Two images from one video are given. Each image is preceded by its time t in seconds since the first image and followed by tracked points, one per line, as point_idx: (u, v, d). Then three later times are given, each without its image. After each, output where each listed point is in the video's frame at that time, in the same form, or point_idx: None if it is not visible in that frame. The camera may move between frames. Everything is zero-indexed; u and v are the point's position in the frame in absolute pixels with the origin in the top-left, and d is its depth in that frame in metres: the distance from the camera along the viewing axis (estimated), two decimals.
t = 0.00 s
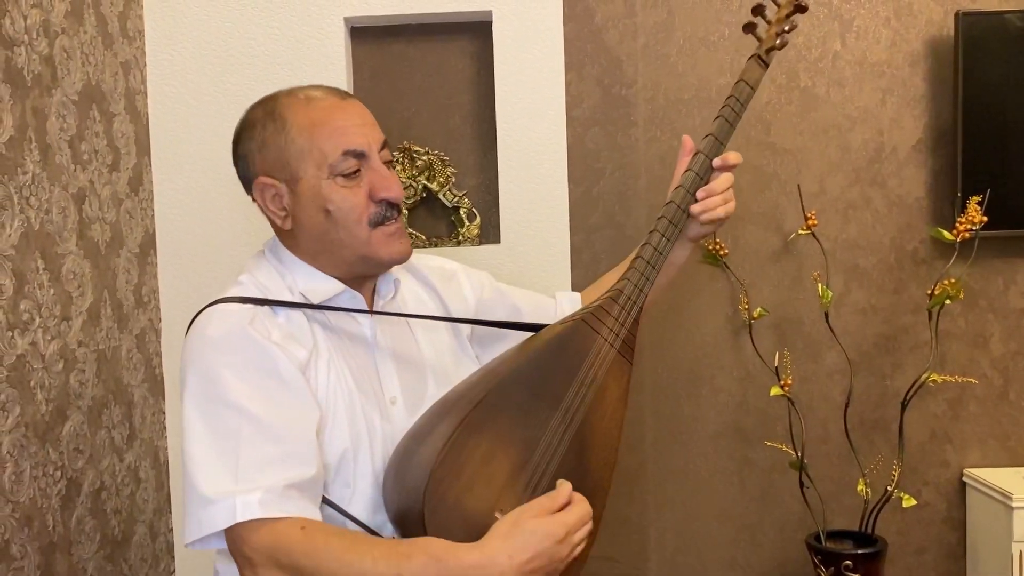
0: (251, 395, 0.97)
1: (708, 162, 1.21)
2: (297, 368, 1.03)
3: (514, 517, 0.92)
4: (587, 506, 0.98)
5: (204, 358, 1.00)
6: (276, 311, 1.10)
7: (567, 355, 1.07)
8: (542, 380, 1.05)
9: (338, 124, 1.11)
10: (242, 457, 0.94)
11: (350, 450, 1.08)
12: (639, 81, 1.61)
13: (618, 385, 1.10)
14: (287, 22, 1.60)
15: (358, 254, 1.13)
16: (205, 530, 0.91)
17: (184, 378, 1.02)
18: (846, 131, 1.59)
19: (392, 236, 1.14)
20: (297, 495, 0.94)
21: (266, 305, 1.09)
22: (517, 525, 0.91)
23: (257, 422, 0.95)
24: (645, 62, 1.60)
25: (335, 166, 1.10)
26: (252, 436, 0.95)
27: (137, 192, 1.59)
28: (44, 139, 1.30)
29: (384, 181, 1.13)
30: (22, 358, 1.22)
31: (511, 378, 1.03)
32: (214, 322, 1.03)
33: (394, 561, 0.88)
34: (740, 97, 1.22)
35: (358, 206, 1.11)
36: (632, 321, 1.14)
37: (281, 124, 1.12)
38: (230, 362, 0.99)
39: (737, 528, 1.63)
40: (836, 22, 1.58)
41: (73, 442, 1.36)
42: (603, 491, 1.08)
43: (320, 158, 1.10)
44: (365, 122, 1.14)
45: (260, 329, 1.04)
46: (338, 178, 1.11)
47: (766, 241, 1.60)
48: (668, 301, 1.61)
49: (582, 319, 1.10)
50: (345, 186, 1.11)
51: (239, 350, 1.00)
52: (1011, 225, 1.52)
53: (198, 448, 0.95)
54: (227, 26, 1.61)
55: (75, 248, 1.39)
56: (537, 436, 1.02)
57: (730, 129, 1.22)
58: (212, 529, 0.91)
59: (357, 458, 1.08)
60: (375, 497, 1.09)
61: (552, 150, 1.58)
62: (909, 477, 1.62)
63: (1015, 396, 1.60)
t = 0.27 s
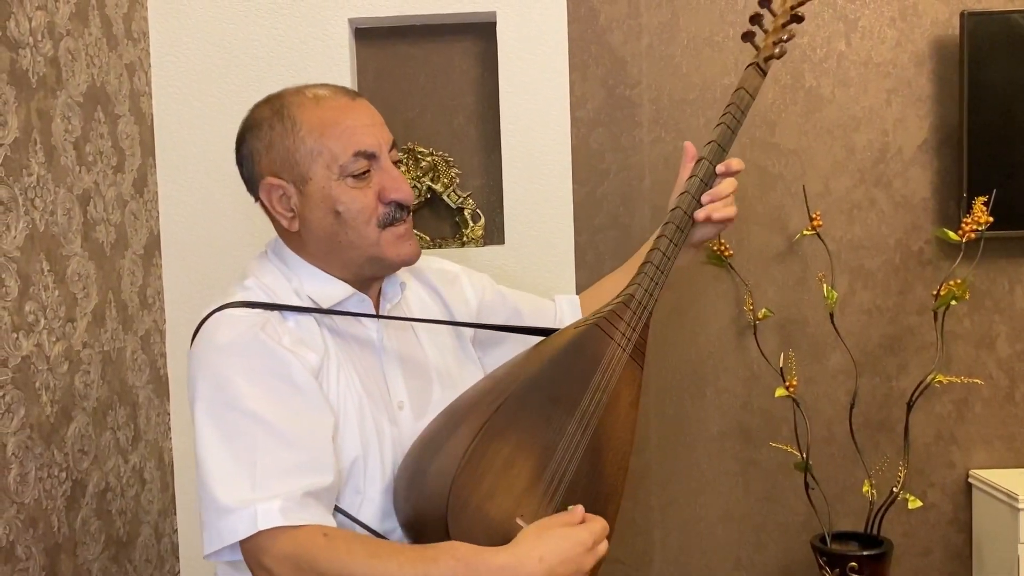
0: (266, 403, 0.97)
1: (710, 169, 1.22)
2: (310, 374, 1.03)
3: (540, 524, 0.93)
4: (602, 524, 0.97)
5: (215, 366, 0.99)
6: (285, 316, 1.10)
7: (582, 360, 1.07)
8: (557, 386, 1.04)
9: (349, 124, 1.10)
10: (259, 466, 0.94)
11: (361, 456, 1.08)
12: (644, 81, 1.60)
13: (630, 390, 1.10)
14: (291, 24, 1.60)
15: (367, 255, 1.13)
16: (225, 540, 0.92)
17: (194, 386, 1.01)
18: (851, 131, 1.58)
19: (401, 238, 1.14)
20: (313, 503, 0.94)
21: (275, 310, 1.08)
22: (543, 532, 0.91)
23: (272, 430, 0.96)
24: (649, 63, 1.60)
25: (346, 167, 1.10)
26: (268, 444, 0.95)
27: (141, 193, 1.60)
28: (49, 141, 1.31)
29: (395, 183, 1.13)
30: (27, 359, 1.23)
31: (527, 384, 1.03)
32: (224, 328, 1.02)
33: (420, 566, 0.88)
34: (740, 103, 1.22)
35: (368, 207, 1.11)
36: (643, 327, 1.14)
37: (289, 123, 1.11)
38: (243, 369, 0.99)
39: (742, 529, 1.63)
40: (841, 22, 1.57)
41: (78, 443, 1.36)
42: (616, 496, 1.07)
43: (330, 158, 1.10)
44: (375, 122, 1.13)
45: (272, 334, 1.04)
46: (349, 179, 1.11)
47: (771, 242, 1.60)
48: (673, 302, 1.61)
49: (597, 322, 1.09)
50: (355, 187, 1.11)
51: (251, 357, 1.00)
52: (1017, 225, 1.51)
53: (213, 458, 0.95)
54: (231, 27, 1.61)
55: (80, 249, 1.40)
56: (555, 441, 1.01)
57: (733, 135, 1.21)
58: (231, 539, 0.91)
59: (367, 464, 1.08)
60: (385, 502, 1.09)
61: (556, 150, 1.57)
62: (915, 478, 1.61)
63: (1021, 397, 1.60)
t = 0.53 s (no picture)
0: (277, 395, 0.97)
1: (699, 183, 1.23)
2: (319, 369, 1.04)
3: (534, 483, 0.93)
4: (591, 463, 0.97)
5: (226, 356, 0.99)
6: (293, 314, 1.10)
7: (583, 354, 1.07)
8: (560, 378, 1.04)
9: (361, 128, 1.11)
10: (270, 455, 0.94)
11: (365, 453, 1.08)
12: (645, 82, 1.60)
13: (630, 384, 1.09)
14: (292, 26, 1.60)
15: (375, 256, 1.12)
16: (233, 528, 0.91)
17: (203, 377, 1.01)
18: (853, 132, 1.58)
19: (409, 241, 1.14)
20: (322, 495, 0.94)
21: (285, 306, 1.08)
22: (540, 497, 0.92)
23: (283, 422, 0.96)
24: (650, 64, 1.60)
25: (357, 168, 1.10)
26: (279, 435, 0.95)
27: (142, 195, 1.60)
28: (49, 144, 1.31)
29: (404, 186, 1.13)
30: (27, 361, 1.23)
31: (531, 376, 1.03)
32: (235, 321, 1.02)
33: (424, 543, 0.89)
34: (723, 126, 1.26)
35: (377, 209, 1.11)
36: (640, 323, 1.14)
37: (303, 124, 1.11)
38: (255, 361, 0.99)
39: (744, 530, 1.63)
40: (842, 23, 1.57)
41: (79, 445, 1.36)
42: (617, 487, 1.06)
43: (341, 160, 1.10)
44: (387, 127, 1.14)
45: (283, 329, 1.04)
46: (359, 180, 1.10)
47: (772, 243, 1.59)
48: (675, 303, 1.60)
49: (593, 318, 1.10)
50: (366, 189, 1.11)
51: (263, 349, 1.00)
52: (1019, 226, 1.51)
53: (223, 447, 0.94)
54: (232, 28, 1.61)
55: (80, 252, 1.40)
56: (558, 428, 1.01)
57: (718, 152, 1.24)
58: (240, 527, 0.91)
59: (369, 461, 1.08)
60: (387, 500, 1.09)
61: (556, 150, 1.57)
62: (917, 480, 1.61)
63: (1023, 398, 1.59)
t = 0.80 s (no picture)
0: (299, 365, 0.97)
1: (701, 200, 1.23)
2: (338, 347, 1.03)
3: (555, 457, 0.91)
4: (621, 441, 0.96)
5: (249, 327, 0.99)
6: (312, 295, 1.09)
7: (592, 341, 1.06)
8: (571, 361, 1.04)
9: (376, 116, 1.13)
10: (294, 421, 0.93)
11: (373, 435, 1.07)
12: (648, 81, 1.60)
13: (635, 375, 1.09)
14: (296, 25, 1.60)
15: (394, 240, 1.13)
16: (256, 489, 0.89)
17: (225, 349, 1.00)
18: (857, 130, 1.57)
19: (425, 225, 1.15)
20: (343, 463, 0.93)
21: (306, 288, 1.08)
22: (559, 465, 0.90)
23: (308, 389, 0.95)
24: (654, 62, 1.60)
25: (374, 154, 1.12)
26: (303, 401, 0.94)
27: (146, 195, 1.60)
28: (53, 143, 1.31)
29: (420, 172, 1.15)
30: (31, 361, 1.23)
31: (543, 358, 1.03)
32: (257, 296, 1.02)
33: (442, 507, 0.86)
34: (725, 147, 1.25)
35: (395, 193, 1.12)
36: (646, 317, 1.14)
37: (322, 117, 1.14)
38: (278, 332, 0.99)
39: (749, 530, 1.62)
40: (846, 21, 1.57)
41: (83, 445, 1.36)
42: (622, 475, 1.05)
43: (359, 146, 1.12)
44: (400, 119, 1.17)
45: (304, 306, 1.04)
46: (377, 165, 1.12)
47: (776, 242, 1.59)
48: (678, 302, 1.60)
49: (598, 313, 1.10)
50: (384, 174, 1.12)
51: (286, 323, 1.00)
52: None
53: (246, 411, 0.93)
54: (235, 28, 1.61)
55: (84, 251, 1.40)
56: (566, 412, 1.01)
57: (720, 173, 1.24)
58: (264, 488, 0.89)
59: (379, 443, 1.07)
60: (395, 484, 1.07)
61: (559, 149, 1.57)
62: (922, 479, 1.60)
63: None
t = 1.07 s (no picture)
0: (313, 353, 0.97)
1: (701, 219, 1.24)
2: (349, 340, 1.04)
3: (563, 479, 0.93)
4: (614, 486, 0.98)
5: (264, 314, 0.99)
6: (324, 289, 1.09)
7: (598, 345, 1.07)
8: (579, 364, 1.05)
9: (383, 119, 1.14)
10: (307, 406, 0.93)
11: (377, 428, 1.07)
12: (652, 80, 1.60)
13: (638, 383, 1.10)
14: (300, 25, 1.61)
15: (396, 241, 1.13)
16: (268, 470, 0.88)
17: (239, 335, 1.00)
18: (860, 129, 1.57)
19: (427, 226, 1.15)
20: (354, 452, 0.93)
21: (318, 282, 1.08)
22: (568, 486, 0.92)
23: (322, 375, 0.95)
24: (657, 61, 1.60)
25: (380, 156, 1.12)
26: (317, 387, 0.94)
27: (150, 194, 1.60)
28: (58, 143, 1.31)
29: (424, 175, 1.15)
30: (37, 361, 1.23)
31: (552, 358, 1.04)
32: (273, 287, 1.03)
33: (458, 503, 0.87)
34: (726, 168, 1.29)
35: (398, 194, 1.13)
36: (650, 325, 1.15)
37: (331, 118, 1.15)
38: (293, 320, 0.99)
39: (752, 529, 1.62)
40: (849, 19, 1.56)
41: (88, 444, 1.37)
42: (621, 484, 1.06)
43: (365, 148, 1.12)
44: (407, 122, 1.17)
45: (317, 298, 1.05)
46: (382, 167, 1.12)
47: (780, 241, 1.59)
48: (682, 301, 1.60)
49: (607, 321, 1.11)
50: (388, 176, 1.13)
51: (300, 312, 1.00)
52: None
53: (261, 394, 0.93)
54: (239, 28, 1.61)
55: (89, 251, 1.40)
56: (573, 414, 1.01)
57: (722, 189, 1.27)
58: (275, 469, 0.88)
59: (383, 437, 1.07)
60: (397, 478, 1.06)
61: (562, 148, 1.57)
62: (926, 478, 1.60)
63: None
